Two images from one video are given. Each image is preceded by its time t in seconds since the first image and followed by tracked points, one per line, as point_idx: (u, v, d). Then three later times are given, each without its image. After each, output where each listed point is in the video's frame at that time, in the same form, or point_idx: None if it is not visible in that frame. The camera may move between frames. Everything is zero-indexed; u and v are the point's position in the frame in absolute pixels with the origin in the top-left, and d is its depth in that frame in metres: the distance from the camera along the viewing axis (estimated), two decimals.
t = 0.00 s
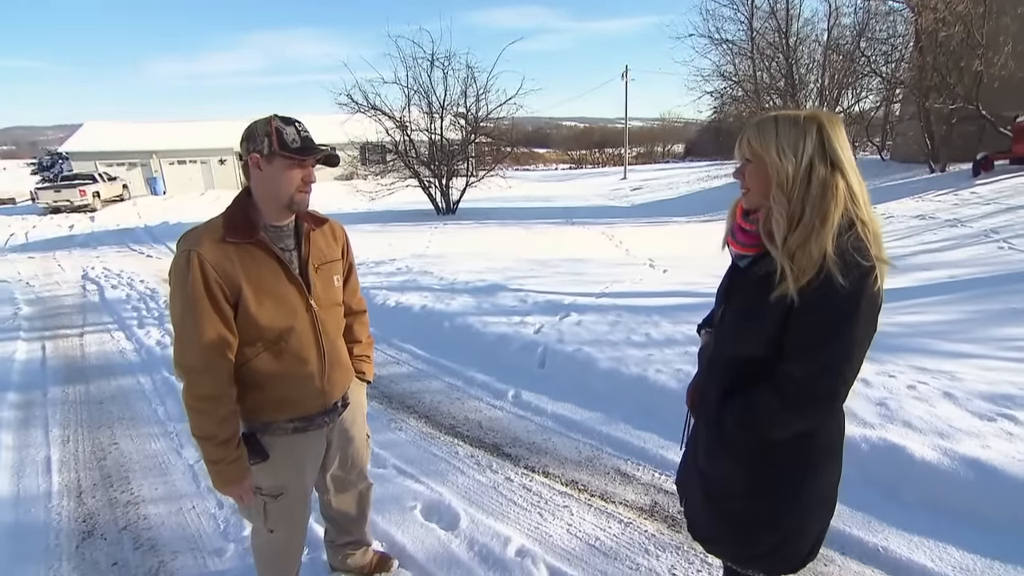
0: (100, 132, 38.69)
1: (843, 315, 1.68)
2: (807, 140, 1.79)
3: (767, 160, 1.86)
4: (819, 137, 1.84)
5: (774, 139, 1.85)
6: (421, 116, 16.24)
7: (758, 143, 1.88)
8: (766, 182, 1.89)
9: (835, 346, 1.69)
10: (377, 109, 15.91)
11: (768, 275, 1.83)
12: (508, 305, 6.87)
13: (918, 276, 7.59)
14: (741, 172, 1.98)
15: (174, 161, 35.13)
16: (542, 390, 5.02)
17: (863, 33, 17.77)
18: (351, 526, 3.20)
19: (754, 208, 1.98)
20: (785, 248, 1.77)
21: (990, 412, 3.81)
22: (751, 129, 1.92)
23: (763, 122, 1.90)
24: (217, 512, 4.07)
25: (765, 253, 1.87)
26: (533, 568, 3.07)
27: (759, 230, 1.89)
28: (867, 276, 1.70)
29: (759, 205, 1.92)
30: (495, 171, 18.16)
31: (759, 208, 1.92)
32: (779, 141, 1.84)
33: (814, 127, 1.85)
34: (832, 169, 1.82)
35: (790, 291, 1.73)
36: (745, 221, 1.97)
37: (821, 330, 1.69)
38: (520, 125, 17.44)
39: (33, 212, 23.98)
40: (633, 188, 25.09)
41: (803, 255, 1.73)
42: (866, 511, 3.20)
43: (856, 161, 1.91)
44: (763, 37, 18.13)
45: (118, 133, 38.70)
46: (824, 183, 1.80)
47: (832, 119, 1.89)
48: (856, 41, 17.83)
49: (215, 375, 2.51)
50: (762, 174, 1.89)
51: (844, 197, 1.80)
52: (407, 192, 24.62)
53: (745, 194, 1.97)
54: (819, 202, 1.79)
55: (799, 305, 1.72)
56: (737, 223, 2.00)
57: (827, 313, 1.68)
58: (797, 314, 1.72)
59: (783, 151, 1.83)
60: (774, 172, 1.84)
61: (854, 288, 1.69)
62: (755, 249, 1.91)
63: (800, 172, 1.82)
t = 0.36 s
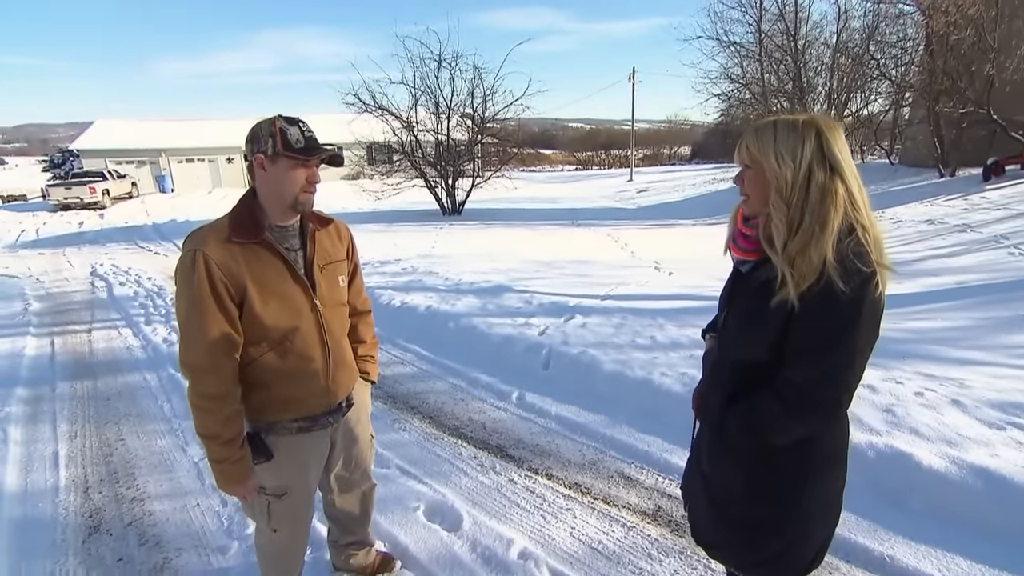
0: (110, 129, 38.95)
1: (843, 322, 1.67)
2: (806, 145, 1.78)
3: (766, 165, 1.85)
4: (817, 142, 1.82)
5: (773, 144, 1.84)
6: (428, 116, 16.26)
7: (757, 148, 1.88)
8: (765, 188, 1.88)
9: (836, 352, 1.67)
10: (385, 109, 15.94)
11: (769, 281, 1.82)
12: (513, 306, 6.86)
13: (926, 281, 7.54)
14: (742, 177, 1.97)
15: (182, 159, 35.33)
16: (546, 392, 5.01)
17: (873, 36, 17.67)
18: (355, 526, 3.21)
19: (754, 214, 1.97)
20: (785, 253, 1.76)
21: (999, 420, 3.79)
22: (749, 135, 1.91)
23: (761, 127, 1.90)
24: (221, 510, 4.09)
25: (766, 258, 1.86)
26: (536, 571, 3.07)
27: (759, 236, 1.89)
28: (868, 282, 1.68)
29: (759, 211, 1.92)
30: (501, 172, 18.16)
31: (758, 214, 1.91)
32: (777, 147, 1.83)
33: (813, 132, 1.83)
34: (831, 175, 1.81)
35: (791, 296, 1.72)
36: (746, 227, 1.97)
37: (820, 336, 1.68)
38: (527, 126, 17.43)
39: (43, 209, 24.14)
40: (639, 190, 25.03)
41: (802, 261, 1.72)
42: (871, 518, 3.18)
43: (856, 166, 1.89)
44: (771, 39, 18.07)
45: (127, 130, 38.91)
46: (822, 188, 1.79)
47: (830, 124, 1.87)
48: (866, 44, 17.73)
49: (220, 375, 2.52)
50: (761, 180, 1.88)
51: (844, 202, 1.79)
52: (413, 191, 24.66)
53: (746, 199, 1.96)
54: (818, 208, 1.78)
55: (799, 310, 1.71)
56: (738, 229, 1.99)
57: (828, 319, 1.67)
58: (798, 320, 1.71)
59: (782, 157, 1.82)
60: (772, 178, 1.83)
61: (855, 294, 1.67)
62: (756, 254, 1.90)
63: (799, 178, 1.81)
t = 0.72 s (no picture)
0: (109, 134, 38.97)
1: (840, 325, 1.67)
2: (799, 150, 1.79)
3: (760, 170, 1.86)
4: (811, 146, 1.83)
5: (767, 148, 1.85)
6: (427, 120, 16.28)
7: (752, 152, 1.89)
8: (760, 192, 1.88)
9: (833, 355, 1.68)
10: (384, 114, 15.97)
11: (764, 285, 1.83)
12: (513, 310, 6.87)
13: (925, 284, 7.56)
14: (737, 183, 1.98)
15: (182, 163, 35.35)
16: (546, 395, 5.02)
17: (870, 40, 17.73)
18: (356, 530, 3.21)
19: (750, 218, 1.98)
20: (780, 257, 1.77)
21: (999, 423, 3.79)
22: (743, 140, 1.92)
23: (755, 132, 1.90)
24: (222, 514, 4.08)
25: (762, 262, 1.87)
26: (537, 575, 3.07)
27: (756, 240, 1.90)
28: (864, 285, 1.69)
29: (755, 215, 1.93)
30: (500, 175, 18.19)
31: (754, 218, 1.92)
32: (771, 151, 1.84)
33: (806, 136, 1.84)
34: (825, 178, 1.81)
35: (787, 300, 1.73)
36: (742, 231, 1.98)
37: (816, 340, 1.69)
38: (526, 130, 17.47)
39: (42, 213, 24.12)
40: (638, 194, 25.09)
41: (799, 265, 1.73)
42: (872, 521, 3.18)
43: (849, 169, 1.90)
44: (769, 43, 18.12)
45: (126, 135, 38.95)
46: (817, 192, 1.80)
47: (822, 128, 1.88)
48: (863, 48, 17.77)
49: (222, 379, 2.52)
50: (756, 185, 1.89)
51: (838, 205, 1.80)
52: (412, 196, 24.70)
53: (741, 204, 1.97)
54: (813, 212, 1.78)
55: (796, 313, 1.72)
56: (734, 233, 2.00)
57: (825, 322, 1.68)
58: (794, 323, 1.72)
59: (775, 162, 1.82)
60: (766, 182, 1.84)
61: (851, 298, 1.67)
62: (751, 259, 1.92)
63: (793, 182, 1.81)
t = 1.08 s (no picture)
0: (108, 136, 38.97)
1: (843, 323, 1.68)
2: (802, 149, 1.80)
3: (764, 169, 1.87)
4: (814, 145, 1.84)
5: (769, 148, 1.86)
6: (427, 121, 16.29)
7: (754, 152, 1.90)
8: (763, 191, 1.90)
9: (837, 353, 1.69)
10: (384, 115, 15.98)
11: (767, 284, 1.85)
12: (514, 310, 6.87)
13: (925, 283, 7.58)
14: (740, 183, 1.99)
15: (181, 165, 35.37)
16: (549, 396, 5.02)
17: (869, 40, 17.75)
18: (360, 531, 3.22)
19: (753, 217, 1.99)
20: (784, 256, 1.78)
21: (1000, 421, 3.80)
22: (746, 139, 1.93)
23: (758, 132, 1.92)
24: (225, 515, 4.09)
25: (765, 261, 1.89)
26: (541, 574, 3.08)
27: (759, 239, 1.92)
28: (867, 284, 1.70)
29: (758, 214, 1.94)
30: (500, 176, 18.20)
31: (757, 217, 1.94)
32: (774, 151, 1.85)
33: (809, 134, 1.85)
34: (828, 177, 1.82)
35: (791, 298, 1.74)
36: (745, 230, 2.00)
37: (820, 338, 1.70)
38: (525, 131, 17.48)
39: (42, 216, 24.12)
40: (637, 194, 25.08)
41: (802, 263, 1.74)
42: (874, 519, 3.20)
43: (851, 168, 1.91)
44: (767, 43, 18.16)
45: (126, 137, 38.94)
46: (819, 190, 1.81)
47: (825, 127, 1.89)
48: (862, 47, 17.78)
49: (227, 379, 2.54)
50: (760, 183, 1.90)
51: (841, 204, 1.81)
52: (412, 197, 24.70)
53: (744, 203, 1.99)
54: (815, 210, 1.80)
55: (800, 312, 1.74)
56: (738, 232, 2.02)
57: (828, 321, 1.69)
58: (797, 322, 1.74)
59: (779, 161, 1.83)
60: (769, 181, 1.85)
61: (854, 296, 1.68)
62: (754, 257, 1.93)
63: (796, 180, 1.82)
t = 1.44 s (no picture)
0: (114, 143, 39.20)
1: (850, 328, 1.67)
2: (808, 153, 1.79)
3: (769, 174, 1.87)
4: (820, 149, 1.83)
5: (775, 152, 1.86)
6: (430, 127, 16.31)
7: (760, 157, 1.90)
8: (769, 195, 1.89)
9: (843, 359, 1.68)
10: (387, 120, 16.02)
11: (774, 288, 1.84)
12: (518, 315, 6.86)
13: (932, 286, 7.54)
14: (746, 187, 1.99)
15: (187, 172, 35.53)
16: (553, 400, 5.02)
17: (872, 42, 17.71)
18: (365, 536, 3.23)
19: (759, 221, 1.99)
20: (790, 261, 1.78)
21: (1010, 425, 3.78)
22: (752, 143, 1.93)
23: (763, 136, 1.91)
24: (230, 520, 4.09)
25: (771, 265, 1.89)
26: None
27: (765, 243, 1.92)
28: (874, 289, 1.69)
29: (764, 218, 1.94)
30: (503, 181, 18.22)
31: (763, 222, 1.93)
32: (780, 155, 1.85)
33: (815, 139, 1.84)
34: (834, 182, 1.81)
35: (796, 303, 1.74)
36: (751, 235, 2.00)
37: (827, 344, 1.69)
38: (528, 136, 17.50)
39: (49, 222, 24.24)
40: (641, 198, 25.06)
41: (808, 268, 1.73)
42: (882, 525, 3.18)
43: (859, 172, 1.90)
44: (770, 47, 18.14)
45: (132, 144, 39.18)
46: (825, 195, 1.80)
47: (831, 132, 1.89)
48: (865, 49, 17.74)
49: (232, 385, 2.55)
50: (765, 188, 1.90)
51: (847, 209, 1.80)
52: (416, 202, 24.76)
53: (750, 208, 1.99)
54: (821, 214, 1.79)
55: (806, 317, 1.73)
56: (744, 237, 2.01)
57: (834, 326, 1.68)
58: (803, 327, 1.73)
59: (784, 166, 1.83)
60: (775, 185, 1.85)
61: (861, 300, 1.67)
62: (760, 261, 1.93)
63: (802, 185, 1.82)
